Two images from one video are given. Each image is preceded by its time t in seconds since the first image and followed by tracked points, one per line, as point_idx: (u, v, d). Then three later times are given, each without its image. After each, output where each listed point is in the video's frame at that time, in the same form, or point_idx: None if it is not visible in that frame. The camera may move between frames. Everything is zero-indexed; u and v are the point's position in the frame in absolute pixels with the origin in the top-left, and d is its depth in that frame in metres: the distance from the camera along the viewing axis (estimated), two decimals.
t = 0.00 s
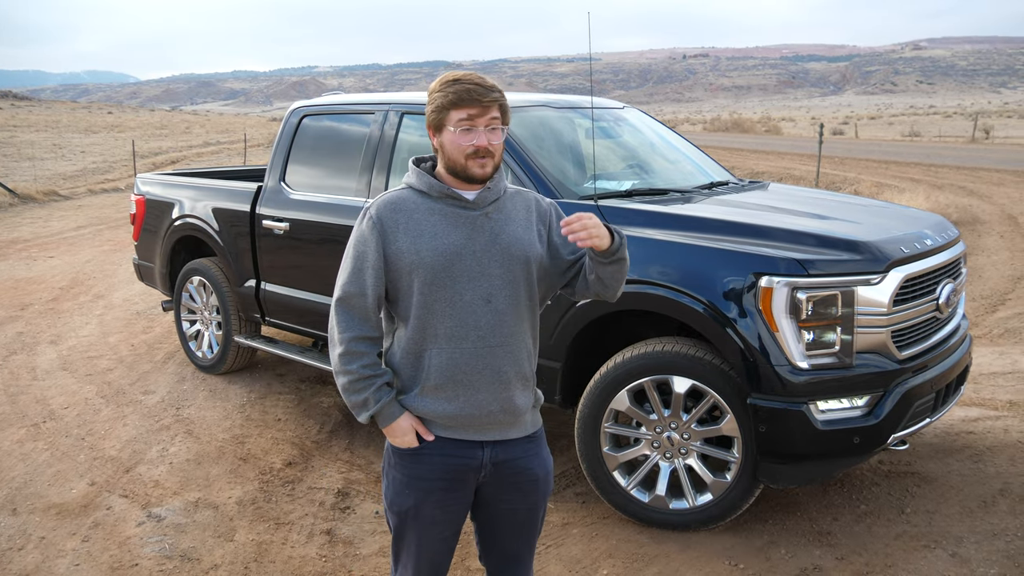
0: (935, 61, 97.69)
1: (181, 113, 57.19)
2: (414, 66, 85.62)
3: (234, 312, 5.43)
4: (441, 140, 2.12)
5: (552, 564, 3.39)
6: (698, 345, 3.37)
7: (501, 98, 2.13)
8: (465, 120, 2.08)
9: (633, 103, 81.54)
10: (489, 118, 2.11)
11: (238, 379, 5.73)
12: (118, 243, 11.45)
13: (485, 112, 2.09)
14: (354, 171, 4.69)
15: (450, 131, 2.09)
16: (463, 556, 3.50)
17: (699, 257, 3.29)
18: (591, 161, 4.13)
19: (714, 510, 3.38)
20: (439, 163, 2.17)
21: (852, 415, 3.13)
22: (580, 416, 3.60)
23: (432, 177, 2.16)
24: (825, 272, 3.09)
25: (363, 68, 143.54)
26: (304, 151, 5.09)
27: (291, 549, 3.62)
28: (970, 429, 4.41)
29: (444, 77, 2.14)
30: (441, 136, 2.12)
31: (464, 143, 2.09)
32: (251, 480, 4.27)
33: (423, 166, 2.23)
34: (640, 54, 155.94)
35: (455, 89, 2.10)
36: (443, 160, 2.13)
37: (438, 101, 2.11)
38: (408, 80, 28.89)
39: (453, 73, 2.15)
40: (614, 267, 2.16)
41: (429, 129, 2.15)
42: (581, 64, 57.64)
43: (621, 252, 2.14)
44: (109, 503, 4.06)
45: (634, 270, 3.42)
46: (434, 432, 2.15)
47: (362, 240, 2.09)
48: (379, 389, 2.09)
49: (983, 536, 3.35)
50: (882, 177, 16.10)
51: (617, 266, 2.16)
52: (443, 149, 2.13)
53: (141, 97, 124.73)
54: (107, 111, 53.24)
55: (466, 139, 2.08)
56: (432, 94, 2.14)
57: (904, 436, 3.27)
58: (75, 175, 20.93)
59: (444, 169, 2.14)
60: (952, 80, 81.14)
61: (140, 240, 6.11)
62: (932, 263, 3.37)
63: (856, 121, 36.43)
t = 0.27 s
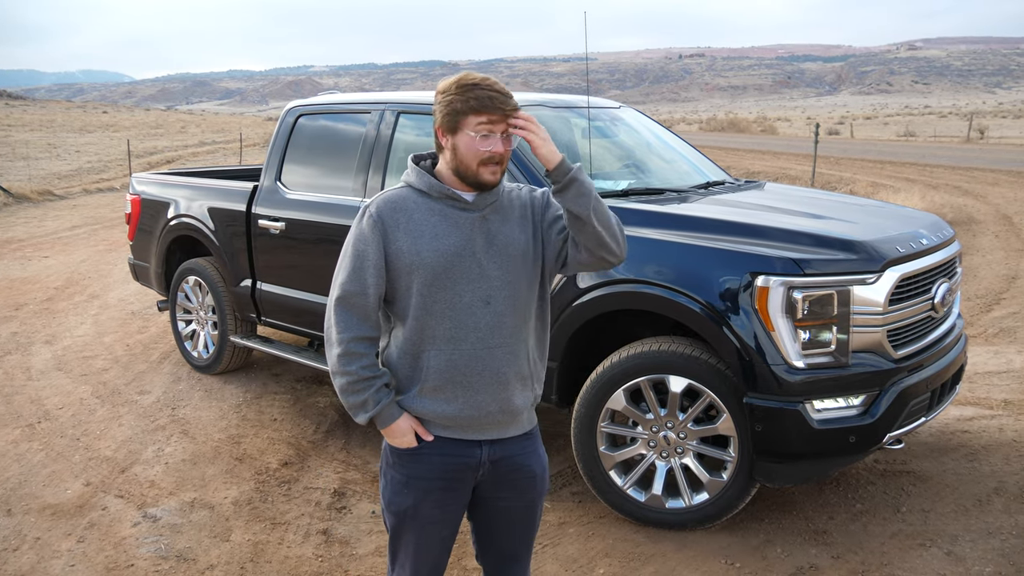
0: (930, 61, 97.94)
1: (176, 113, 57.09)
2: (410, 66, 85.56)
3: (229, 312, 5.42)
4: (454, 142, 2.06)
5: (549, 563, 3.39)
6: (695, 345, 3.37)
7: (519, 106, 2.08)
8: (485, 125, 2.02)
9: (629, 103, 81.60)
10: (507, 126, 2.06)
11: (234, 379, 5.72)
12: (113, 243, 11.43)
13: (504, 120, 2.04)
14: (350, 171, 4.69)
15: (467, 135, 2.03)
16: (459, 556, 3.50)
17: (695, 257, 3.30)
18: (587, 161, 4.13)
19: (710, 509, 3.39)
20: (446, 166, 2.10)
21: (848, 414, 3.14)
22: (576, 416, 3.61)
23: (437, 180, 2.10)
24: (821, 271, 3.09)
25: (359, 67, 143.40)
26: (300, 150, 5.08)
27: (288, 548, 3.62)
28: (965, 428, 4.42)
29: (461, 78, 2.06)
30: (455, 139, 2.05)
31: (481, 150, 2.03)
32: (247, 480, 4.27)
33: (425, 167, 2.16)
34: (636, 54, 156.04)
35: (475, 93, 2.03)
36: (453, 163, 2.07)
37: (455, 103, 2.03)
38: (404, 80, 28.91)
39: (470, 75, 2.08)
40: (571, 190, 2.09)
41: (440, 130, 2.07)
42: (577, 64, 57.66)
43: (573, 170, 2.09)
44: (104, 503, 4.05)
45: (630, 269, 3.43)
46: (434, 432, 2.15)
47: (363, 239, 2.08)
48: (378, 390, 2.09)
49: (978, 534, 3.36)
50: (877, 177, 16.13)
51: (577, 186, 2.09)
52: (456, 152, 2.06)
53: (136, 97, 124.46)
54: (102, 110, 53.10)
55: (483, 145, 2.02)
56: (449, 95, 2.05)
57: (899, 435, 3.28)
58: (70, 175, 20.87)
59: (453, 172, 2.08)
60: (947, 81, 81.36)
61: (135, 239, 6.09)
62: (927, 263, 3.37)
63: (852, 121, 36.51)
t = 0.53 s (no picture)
0: (926, 62, 98.17)
1: (172, 112, 56.93)
2: (406, 66, 85.52)
3: (226, 311, 5.41)
4: (474, 147, 2.04)
5: (546, 563, 3.39)
6: (691, 344, 3.37)
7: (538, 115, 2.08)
8: (510, 136, 2.01)
9: (626, 102, 81.64)
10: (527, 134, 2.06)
11: (230, 378, 5.71)
12: (109, 243, 11.40)
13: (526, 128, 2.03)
14: (346, 170, 4.68)
15: (489, 142, 2.01)
16: (456, 555, 3.50)
17: (692, 256, 3.30)
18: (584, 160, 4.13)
19: (706, 508, 3.39)
20: (462, 169, 2.08)
21: (845, 413, 3.14)
22: (573, 416, 3.61)
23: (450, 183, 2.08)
24: (817, 271, 3.10)
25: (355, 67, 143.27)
26: (296, 150, 5.07)
27: (284, 548, 3.61)
28: (961, 428, 4.43)
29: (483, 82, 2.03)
30: (475, 144, 2.03)
31: (502, 157, 2.03)
32: (244, 480, 4.26)
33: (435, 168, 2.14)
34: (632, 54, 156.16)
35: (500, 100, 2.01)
36: (471, 168, 2.05)
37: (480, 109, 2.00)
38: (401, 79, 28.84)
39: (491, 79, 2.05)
40: (564, 153, 2.10)
41: (460, 134, 2.04)
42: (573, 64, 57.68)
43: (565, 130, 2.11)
44: (100, 503, 4.04)
45: (627, 269, 3.43)
46: (435, 431, 2.15)
47: (364, 237, 2.06)
48: (380, 389, 2.08)
49: (974, 534, 3.36)
50: (873, 177, 16.17)
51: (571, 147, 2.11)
52: (475, 157, 2.04)
53: (132, 97, 124.17)
54: (98, 110, 53.01)
55: (505, 153, 2.02)
56: (471, 98, 2.02)
57: (896, 435, 3.28)
58: (65, 175, 20.81)
59: (469, 176, 2.07)
60: (942, 81, 81.56)
61: (131, 239, 6.08)
62: (924, 262, 3.38)
63: (848, 121, 36.58)
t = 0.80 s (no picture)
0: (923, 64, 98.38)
1: (169, 113, 56.88)
2: (404, 67, 85.53)
3: (224, 312, 5.40)
4: (487, 153, 2.04)
5: (545, 564, 3.39)
6: (690, 346, 3.37)
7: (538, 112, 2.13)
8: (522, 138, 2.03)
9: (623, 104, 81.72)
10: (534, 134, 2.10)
11: (228, 380, 5.70)
12: (107, 244, 11.38)
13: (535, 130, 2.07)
14: (345, 171, 4.67)
15: (505, 148, 2.03)
16: (454, 557, 3.49)
17: (691, 258, 3.30)
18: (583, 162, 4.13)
19: (705, 510, 3.39)
20: (472, 174, 2.08)
21: (844, 415, 3.14)
22: (571, 417, 3.61)
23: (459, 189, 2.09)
24: (816, 273, 3.10)
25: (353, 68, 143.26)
26: (295, 151, 5.06)
27: (282, 550, 3.61)
28: (959, 430, 4.43)
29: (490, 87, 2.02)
30: (490, 150, 2.04)
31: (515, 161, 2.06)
32: (242, 481, 4.25)
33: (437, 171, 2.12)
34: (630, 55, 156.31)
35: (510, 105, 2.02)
36: (484, 174, 2.07)
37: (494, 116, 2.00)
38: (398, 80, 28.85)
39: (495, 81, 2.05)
40: (549, 164, 2.02)
41: (472, 140, 2.03)
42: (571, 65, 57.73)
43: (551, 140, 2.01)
44: (98, 504, 4.03)
45: (626, 271, 3.43)
46: (435, 433, 2.14)
47: (363, 237, 2.06)
48: (380, 391, 2.08)
49: (973, 536, 3.36)
50: (871, 179, 16.19)
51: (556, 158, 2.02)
52: (489, 163, 2.06)
53: (129, 97, 124.05)
54: (95, 111, 52.94)
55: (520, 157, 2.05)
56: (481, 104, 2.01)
57: (895, 436, 3.28)
58: (62, 175, 20.78)
59: (482, 181, 2.08)
60: (940, 83, 81.73)
61: (129, 240, 6.07)
62: (922, 264, 3.39)
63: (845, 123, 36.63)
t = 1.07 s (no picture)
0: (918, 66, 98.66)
1: (166, 114, 56.80)
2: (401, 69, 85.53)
3: (221, 314, 5.39)
4: (447, 140, 2.07)
5: (542, 566, 3.38)
6: (687, 347, 3.37)
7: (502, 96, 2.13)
8: (473, 117, 2.04)
9: (620, 105, 81.80)
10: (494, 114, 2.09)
11: (225, 381, 5.69)
12: (103, 245, 11.36)
13: (490, 107, 2.07)
14: (342, 172, 4.67)
15: (458, 128, 2.04)
16: (452, 559, 3.49)
17: (688, 259, 3.30)
18: (580, 163, 4.13)
19: (703, 511, 3.39)
20: (443, 165, 2.09)
21: (841, 416, 3.15)
22: (570, 418, 3.60)
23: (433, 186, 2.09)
24: (814, 274, 3.10)
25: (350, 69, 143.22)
26: (292, 152, 5.06)
27: (279, 552, 3.60)
28: (956, 431, 4.44)
29: (440, 77, 2.10)
30: (447, 133, 2.06)
31: (475, 140, 2.05)
32: (238, 483, 4.24)
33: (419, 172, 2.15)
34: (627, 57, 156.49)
35: (459, 86, 2.06)
36: (450, 161, 2.07)
37: (442, 98, 2.05)
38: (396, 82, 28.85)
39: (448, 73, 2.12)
40: (566, 218, 2.02)
41: (432, 130, 2.08)
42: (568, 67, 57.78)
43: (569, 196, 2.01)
44: (94, 506, 4.02)
45: (623, 272, 3.43)
46: (428, 438, 2.14)
47: (354, 242, 2.08)
48: (371, 396, 2.09)
49: (970, 537, 3.37)
50: (867, 180, 16.23)
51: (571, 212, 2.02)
52: (451, 148, 2.07)
53: (125, 98, 123.87)
54: (91, 112, 52.84)
55: (475, 135, 2.04)
56: (432, 94, 2.08)
57: (892, 438, 3.29)
58: (59, 177, 20.74)
59: (451, 170, 2.08)
60: (935, 85, 81.96)
61: (125, 241, 6.06)
62: (920, 266, 3.39)
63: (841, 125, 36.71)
